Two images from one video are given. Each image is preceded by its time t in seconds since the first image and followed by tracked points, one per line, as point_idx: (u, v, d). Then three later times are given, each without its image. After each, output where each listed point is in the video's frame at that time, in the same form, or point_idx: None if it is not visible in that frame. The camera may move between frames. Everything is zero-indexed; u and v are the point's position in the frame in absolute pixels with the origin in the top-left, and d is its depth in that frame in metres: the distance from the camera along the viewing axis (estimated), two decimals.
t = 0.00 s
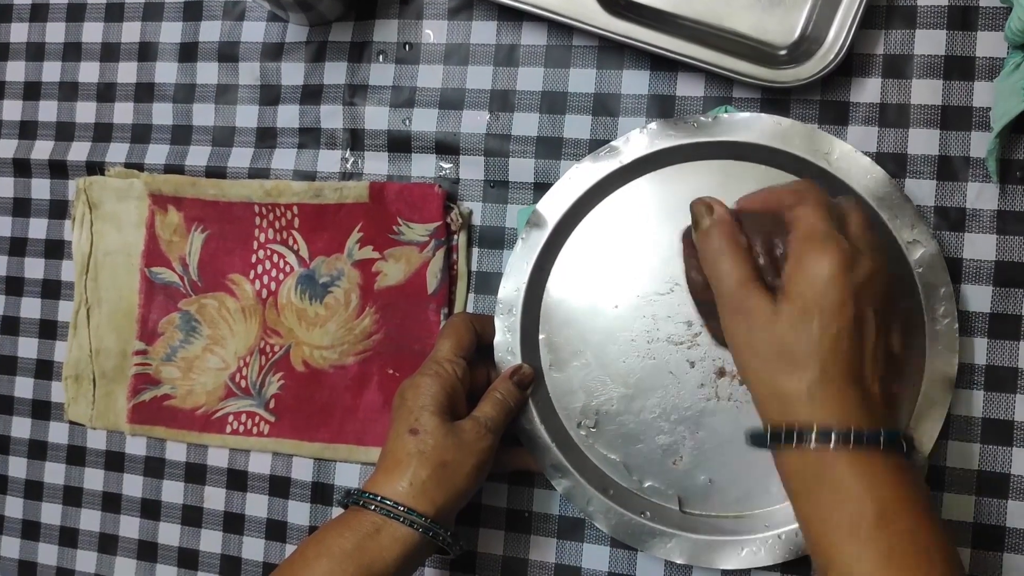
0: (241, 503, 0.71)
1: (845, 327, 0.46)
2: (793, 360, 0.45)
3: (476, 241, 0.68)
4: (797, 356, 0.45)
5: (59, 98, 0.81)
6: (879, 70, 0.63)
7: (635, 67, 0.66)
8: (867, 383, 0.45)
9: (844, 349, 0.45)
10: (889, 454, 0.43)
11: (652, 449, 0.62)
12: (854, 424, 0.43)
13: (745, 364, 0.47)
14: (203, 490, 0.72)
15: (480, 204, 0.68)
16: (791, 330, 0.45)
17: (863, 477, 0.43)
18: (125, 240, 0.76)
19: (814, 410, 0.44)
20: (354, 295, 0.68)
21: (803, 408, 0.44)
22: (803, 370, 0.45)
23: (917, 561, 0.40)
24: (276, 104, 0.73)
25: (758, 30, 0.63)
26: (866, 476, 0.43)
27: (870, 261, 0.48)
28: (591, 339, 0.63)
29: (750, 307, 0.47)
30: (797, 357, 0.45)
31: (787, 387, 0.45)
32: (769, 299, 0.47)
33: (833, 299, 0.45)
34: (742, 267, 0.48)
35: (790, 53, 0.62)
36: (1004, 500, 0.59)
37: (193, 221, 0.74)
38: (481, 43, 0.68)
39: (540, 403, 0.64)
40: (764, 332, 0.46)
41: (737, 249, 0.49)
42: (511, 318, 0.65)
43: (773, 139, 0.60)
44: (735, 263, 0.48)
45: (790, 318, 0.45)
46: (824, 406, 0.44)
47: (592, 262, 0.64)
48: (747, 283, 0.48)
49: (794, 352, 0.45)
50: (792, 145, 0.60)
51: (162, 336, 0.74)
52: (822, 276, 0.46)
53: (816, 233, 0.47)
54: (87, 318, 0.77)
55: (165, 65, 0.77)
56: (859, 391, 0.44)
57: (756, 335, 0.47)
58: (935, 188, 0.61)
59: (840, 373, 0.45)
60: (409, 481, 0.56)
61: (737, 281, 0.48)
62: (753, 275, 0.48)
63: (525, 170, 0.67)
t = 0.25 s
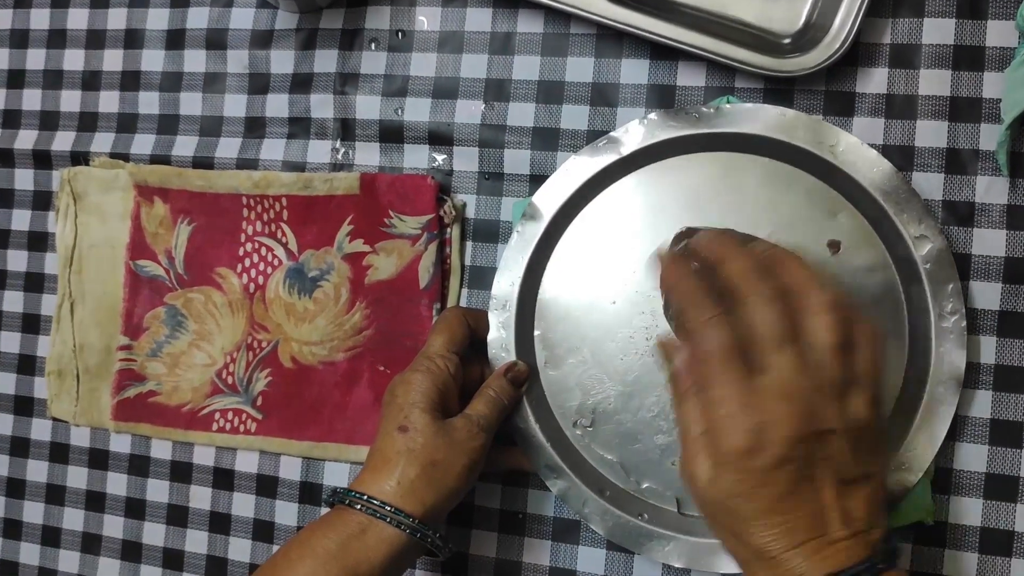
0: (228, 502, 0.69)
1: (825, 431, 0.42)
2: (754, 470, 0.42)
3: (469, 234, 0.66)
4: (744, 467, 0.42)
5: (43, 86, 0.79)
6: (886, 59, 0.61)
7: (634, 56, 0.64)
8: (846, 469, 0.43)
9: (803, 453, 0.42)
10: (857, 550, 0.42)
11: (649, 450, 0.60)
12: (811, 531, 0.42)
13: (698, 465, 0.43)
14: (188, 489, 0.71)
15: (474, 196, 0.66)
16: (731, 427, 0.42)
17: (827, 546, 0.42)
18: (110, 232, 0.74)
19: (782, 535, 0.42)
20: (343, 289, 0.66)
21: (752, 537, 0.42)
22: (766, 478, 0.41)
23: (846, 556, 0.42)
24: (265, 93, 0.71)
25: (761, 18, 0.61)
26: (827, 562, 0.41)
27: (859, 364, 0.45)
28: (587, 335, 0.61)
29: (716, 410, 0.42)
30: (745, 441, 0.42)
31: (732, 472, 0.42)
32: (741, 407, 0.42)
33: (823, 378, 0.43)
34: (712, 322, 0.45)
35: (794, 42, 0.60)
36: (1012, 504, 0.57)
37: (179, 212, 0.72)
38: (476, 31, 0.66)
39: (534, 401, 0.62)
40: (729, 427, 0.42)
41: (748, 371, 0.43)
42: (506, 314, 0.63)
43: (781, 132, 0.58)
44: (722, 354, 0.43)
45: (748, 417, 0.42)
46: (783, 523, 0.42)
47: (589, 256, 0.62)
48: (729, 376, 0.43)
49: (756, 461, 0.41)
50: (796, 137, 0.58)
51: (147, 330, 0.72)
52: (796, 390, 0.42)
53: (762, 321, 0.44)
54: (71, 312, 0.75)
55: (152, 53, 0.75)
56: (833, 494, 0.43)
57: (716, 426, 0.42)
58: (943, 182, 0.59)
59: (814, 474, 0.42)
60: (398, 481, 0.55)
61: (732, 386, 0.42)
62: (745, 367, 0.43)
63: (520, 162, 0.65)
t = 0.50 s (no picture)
0: (211, 498, 0.67)
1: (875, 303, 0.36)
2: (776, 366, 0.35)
3: (460, 224, 0.64)
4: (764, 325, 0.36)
5: (23, 71, 0.76)
6: (889, 47, 0.59)
7: (630, 42, 0.62)
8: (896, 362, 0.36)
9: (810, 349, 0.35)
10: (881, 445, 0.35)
11: (644, 446, 0.59)
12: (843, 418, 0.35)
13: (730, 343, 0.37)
14: (171, 484, 0.69)
15: (465, 186, 0.64)
16: (762, 300, 0.36)
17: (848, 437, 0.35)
18: (92, 220, 0.72)
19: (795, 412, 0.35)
20: (330, 280, 0.65)
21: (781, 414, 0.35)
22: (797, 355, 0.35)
23: (916, 527, 0.34)
24: (252, 79, 0.69)
25: (761, 3, 0.59)
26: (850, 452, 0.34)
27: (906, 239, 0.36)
28: (581, 329, 0.60)
29: (721, 310, 0.37)
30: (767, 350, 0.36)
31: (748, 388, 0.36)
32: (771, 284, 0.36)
33: (891, 272, 0.36)
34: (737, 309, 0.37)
35: (795, 29, 0.58)
36: (1016, 504, 0.55)
37: (163, 201, 0.70)
38: (469, 15, 0.64)
39: (526, 396, 0.61)
40: (743, 337, 0.37)
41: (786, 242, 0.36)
42: (498, 307, 0.61)
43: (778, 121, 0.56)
44: (783, 242, 0.36)
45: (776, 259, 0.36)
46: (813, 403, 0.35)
47: (583, 248, 0.61)
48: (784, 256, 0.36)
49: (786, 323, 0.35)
50: (797, 126, 0.57)
51: (129, 322, 0.70)
52: (852, 268, 0.35)
53: (845, 221, 0.36)
54: (51, 302, 0.73)
55: (136, 37, 0.73)
56: (880, 390, 0.35)
57: (715, 328, 0.37)
58: (947, 173, 0.58)
59: (851, 363, 0.35)
60: (385, 478, 0.53)
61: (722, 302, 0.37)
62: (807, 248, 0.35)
63: (513, 150, 0.63)
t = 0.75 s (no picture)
0: (191, 495, 0.65)
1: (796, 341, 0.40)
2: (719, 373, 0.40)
3: (450, 214, 0.62)
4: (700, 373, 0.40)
5: None
6: (893, 34, 0.57)
7: (626, 27, 0.60)
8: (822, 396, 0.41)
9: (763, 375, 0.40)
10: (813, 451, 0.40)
11: (637, 444, 0.57)
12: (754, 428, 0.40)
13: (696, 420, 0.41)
14: (149, 480, 0.67)
15: (455, 174, 0.62)
16: (693, 334, 0.40)
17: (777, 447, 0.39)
18: (69, 207, 0.70)
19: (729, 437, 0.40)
20: (315, 271, 0.62)
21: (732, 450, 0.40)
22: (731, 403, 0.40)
23: (842, 526, 0.39)
24: (235, 63, 0.67)
25: None
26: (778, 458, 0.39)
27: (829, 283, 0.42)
28: (573, 323, 0.58)
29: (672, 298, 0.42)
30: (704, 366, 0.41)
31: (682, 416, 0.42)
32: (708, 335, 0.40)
33: (823, 308, 0.41)
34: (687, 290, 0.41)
35: (797, 14, 0.56)
36: (1020, 506, 0.54)
37: (142, 188, 0.67)
38: None
39: (516, 391, 0.59)
40: (703, 309, 0.41)
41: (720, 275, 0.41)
42: (488, 299, 0.59)
43: (778, 110, 0.54)
44: (716, 242, 0.42)
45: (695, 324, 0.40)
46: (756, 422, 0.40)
47: (576, 239, 0.59)
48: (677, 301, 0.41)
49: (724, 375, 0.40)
50: (797, 115, 0.55)
51: (107, 312, 0.68)
52: (780, 299, 0.40)
53: (764, 239, 0.42)
54: (27, 292, 0.70)
55: (115, 18, 0.70)
56: (796, 399, 0.40)
57: (683, 348, 0.40)
58: (951, 165, 0.56)
59: (780, 365, 0.40)
60: (368, 477, 0.51)
61: (678, 282, 0.41)
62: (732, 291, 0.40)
63: (504, 138, 0.61)
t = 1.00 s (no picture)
0: (171, 493, 0.63)
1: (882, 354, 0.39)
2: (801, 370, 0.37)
3: (438, 204, 0.60)
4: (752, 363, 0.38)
5: None
6: (896, 20, 0.56)
7: (621, 12, 0.58)
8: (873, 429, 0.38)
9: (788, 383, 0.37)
10: (870, 490, 0.37)
11: (630, 442, 0.55)
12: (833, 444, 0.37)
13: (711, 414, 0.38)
14: (128, 478, 0.65)
15: (444, 163, 0.60)
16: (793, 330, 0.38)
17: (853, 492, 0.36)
18: (45, 196, 0.67)
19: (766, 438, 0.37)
20: (298, 262, 0.60)
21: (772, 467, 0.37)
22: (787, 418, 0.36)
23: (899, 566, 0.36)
24: (217, 47, 0.64)
25: None
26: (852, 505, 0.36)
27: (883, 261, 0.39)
28: (565, 318, 0.57)
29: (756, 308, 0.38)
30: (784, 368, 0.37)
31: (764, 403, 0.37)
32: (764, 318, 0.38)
33: (869, 299, 0.39)
34: (735, 276, 0.39)
35: None
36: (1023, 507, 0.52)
37: (121, 176, 0.65)
38: None
39: (506, 387, 0.57)
40: (739, 332, 0.38)
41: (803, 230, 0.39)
42: (477, 292, 0.57)
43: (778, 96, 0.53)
44: (752, 260, 0.38)
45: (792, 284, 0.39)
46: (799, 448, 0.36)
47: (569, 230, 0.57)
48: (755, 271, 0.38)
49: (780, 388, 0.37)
50: (797, 102, 0.53)
51: (85, 305, 0.66)
52: (821, 307, 0.38)
53: (812, 217, 0.39)
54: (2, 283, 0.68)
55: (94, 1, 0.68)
56: (859, 438, 0.38)
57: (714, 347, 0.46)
58: (955, 156, 0.55)
59: (823, 389, 0.37)
60: (351, 478, 0.49)
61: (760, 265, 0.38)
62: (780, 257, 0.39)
63: (495, 125, 0.59)
